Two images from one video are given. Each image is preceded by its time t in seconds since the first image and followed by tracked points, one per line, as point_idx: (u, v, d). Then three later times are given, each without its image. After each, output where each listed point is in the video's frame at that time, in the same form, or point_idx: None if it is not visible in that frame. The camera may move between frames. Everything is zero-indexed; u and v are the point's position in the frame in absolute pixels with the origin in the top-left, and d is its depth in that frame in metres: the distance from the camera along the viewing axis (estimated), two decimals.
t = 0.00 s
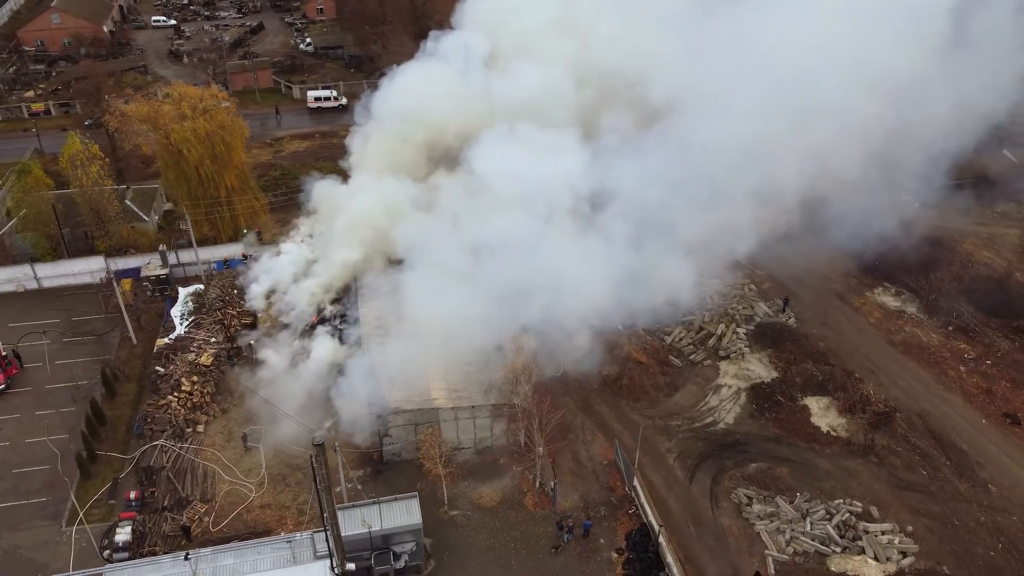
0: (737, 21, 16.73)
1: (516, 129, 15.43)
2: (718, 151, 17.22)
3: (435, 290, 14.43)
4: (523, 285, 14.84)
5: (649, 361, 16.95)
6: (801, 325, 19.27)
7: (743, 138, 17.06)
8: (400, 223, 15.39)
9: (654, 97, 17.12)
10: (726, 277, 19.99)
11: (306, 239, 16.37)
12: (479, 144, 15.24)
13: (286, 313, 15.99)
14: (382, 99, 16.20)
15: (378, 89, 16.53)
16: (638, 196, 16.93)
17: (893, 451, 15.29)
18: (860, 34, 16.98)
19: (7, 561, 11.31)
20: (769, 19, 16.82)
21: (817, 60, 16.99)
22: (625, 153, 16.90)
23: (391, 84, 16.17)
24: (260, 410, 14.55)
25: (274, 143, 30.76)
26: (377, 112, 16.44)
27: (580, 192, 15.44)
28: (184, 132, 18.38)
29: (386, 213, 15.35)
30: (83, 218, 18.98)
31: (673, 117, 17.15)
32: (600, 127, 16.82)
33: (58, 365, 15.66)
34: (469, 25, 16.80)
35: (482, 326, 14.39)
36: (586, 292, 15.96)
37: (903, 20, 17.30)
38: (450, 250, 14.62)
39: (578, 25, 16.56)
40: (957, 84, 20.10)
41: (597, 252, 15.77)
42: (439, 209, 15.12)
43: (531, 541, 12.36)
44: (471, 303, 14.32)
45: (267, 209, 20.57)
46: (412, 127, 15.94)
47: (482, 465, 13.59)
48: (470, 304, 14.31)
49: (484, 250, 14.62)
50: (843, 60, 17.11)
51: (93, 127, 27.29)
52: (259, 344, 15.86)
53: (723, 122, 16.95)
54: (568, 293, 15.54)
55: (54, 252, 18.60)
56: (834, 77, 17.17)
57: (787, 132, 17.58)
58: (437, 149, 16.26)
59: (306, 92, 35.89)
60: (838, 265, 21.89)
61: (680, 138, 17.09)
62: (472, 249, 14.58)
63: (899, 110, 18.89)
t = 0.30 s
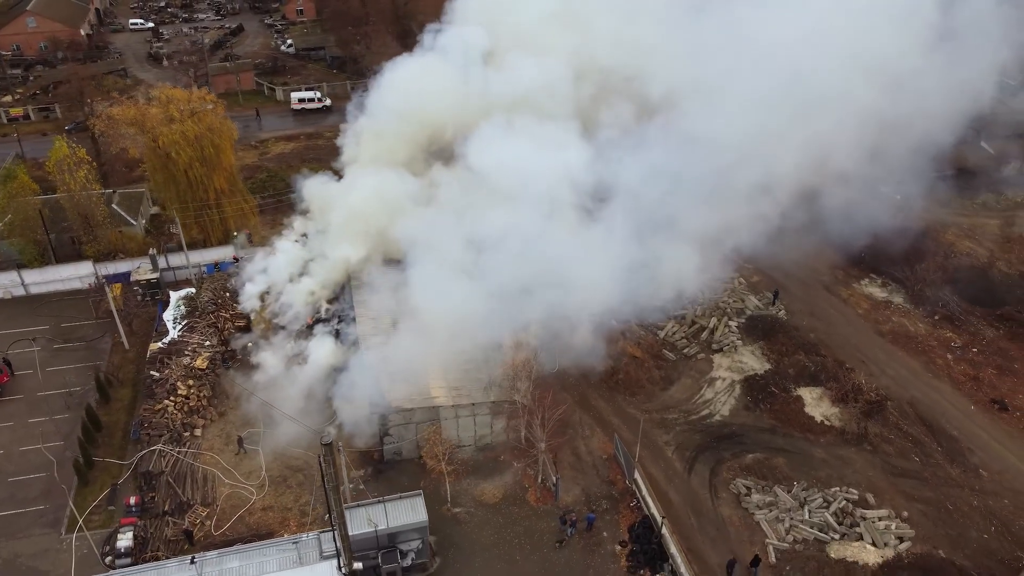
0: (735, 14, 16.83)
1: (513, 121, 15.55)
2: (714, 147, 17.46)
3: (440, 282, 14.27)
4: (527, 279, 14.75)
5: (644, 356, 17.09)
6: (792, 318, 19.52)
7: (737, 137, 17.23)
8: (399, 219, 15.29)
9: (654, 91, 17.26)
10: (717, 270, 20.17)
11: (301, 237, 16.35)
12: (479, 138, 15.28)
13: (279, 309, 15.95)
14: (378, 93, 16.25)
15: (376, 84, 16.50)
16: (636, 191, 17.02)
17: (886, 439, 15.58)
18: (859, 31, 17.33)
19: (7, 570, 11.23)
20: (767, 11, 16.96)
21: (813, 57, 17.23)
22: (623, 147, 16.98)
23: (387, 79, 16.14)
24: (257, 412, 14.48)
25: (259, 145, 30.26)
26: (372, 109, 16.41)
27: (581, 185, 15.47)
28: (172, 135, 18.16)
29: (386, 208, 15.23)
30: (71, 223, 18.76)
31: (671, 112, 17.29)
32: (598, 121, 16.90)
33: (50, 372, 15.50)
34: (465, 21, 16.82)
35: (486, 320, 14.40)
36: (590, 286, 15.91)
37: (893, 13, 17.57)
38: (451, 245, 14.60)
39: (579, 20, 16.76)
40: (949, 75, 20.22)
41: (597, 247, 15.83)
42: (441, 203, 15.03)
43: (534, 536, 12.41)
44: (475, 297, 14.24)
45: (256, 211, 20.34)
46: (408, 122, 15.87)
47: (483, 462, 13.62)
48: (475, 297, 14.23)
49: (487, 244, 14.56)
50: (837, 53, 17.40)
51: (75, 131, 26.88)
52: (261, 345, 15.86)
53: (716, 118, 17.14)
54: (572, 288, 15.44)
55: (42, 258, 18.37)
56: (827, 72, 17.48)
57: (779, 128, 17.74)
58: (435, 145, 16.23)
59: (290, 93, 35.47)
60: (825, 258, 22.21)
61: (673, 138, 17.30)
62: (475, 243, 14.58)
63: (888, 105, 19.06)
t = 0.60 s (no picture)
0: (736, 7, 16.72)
1: (515, 114, 15.52)
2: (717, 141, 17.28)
3: (449, 273, 14.16)
4: (535, 273, 14.72)
5: (644, 351, 17.22)
6: (787, 311, 19.71)
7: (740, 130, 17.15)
8: (404, 213, 15.22)
9: (659, 83, 17.14)
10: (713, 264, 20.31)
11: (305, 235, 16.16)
12: (481, 132, 15.31)
13: (281, 310, 15.65)
14: (380, 85, 16.38)
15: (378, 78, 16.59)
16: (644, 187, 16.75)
17: (884, 428, 15.81)
18: (859, 23, 17.24)
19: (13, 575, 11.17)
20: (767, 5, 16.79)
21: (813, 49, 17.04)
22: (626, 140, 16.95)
23: (388, 71, 16.26)
24: (260, 413, 14.44)
25: (250, 147, 29.76)
26: (373, 103, 16.49)
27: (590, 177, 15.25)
28: (167, 136, 17.86)
29: (390, 203, 15.19)
30: (65, 226, 18.47)
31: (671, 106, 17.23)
32: (602, 114, 16.87)
33: (48, 376, 15.38)
34: (465, 17, 16.89)
35: (494, 312, 14.39)
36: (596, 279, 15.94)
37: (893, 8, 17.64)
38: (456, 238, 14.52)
39: (576, 15, 16.76)
40: (945, 71, 20.30)
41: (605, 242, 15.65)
42: (448, 195, 15.05)
43: (542, 531, 12.47)
44: (483, 290, 14.11)
45: (251, 212, 20.09)
46: (409, 115, 15.97)
47: (488, 459, 13.66)
48: (484, 290, 14.15)
49: (494, 237, 14.44)
50: (840, 46, 17.26)
51: (62, 134, 26.52)
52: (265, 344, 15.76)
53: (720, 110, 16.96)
54: (578, 281, 15.46)
55: (36, 262, 18.15)
56: (830, 65, 17.38)
57: (782, 121, 17.62)
58: (438, 139, 16.30)
59: (279, 94, 35.11)
60: (817, 252, 22.48)
61: (677, 130, 17.17)
62: (481, 236, 14.47)
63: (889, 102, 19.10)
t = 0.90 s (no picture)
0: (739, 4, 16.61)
1: (524, 110, 15.55)
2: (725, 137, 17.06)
3: (465, 265, 14.18)
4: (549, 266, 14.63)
5: (648, 347, 17.30)
6: (788, 306, 19.85)
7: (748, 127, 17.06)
8: (413, 208, 15.23)
9: (667, 79, 17.00)
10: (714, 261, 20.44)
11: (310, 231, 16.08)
12: (490, 126, 15.35)
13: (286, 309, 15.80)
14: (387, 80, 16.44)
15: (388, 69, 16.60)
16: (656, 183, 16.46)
17: (887, 421, 15.97)
18: (859, 21, 17.17)
19: None
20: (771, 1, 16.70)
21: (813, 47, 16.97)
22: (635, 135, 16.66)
23: (396, 66, 16.38)
24: (268, 412, 14.45)
25: (247, 147, 29.56)
26: (377, 99, 16.56)
27: (601, 169, 15.13)
28: (168, 137, 17.80)
29: (398, 198, 15.14)
30: (65, 228, 18.35)
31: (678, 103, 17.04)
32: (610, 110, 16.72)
33: (53, 378, 15.31)
34: (470, 15, 16.75)
35: (510, 305, 14.37)
36: (608, 273, 15.84)
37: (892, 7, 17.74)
38: (468, 230, 14.53)
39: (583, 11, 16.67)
40: (945, 68, 20.46)
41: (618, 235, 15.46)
42: (459, 188, 15.08)
43: (554, 526, 12.53)
44: (491, 284, 14.05)
45: (253, 213, 20.01)
46: (417, 109, 16.00)
47: (497, 456, 13.71)
48: (499, 282, 14.04)
49: (507, 230, 14.37)
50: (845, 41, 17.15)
51: (58, 136, 26.37)
52: (272, 344, 15.82)
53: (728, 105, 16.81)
54: (590, 275, 15.43)
55: (37, 264, 18.02)
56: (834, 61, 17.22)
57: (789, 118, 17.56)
58: (445, 133, 16.28)
59: (275, 94, 34.99)
60: (815, 248, 22.69)
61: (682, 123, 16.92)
62: (494, 229, 14.36)
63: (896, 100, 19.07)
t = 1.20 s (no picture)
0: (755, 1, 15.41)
1: (534, 102, 15.44)
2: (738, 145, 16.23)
3: (479, 257, 14.10)
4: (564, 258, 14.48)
5: (654, 343, 17.36)
6: (789, 301, 19.97)
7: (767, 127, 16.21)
8: (423, 202, 15.14)
9: (683, 72, 16.08)
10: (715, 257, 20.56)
11: (318, 227, 16.05)
12: (498, 119, 15.28)
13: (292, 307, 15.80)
14: (395, 75, 16.41)
15: (398, 64, 16.55)
16: (674, 175, 15.90)
17: (891, 414, 16.11)
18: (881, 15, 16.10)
19: None
20: None
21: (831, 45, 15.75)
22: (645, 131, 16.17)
23: (402, 61, 16.32)
24: (277, 412, 14.46)
25: (244, 147, 29.45)
26: (382, 95, 16.51)
27: (613, 159, 14.81)
28: (171, 138, 17.70)
29: (407, 192, 15.03)
30: (67, 230, 18.25)
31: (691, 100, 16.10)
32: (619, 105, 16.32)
33: (58, 381, 15.23)
34: (473, 13, 16.77)
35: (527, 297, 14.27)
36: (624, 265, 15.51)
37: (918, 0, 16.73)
38: (478, 224, 14.48)
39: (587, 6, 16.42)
40: (949, 67, 20.42)
41: (632, 227, 15.03)
42: (469, 181, 14.98)
43: (566, 521, 12.58)
44: (501, 280, 13.93)
45: (253, 213, 20.00)
46: (424, 103, 15.95)
47: (508, 452, 13.77)
48: (516, 275, 13.96)
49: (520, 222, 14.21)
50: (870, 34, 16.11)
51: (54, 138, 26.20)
52: (278, 343, 15.83)
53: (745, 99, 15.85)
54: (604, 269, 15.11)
55: (39, 267, 17.93)
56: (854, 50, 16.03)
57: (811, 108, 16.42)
58: (450, 128, 16.22)
59: (271, 95, 34.88)
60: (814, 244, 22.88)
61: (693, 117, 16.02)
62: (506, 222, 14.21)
63: (902, 98, 18.97)
